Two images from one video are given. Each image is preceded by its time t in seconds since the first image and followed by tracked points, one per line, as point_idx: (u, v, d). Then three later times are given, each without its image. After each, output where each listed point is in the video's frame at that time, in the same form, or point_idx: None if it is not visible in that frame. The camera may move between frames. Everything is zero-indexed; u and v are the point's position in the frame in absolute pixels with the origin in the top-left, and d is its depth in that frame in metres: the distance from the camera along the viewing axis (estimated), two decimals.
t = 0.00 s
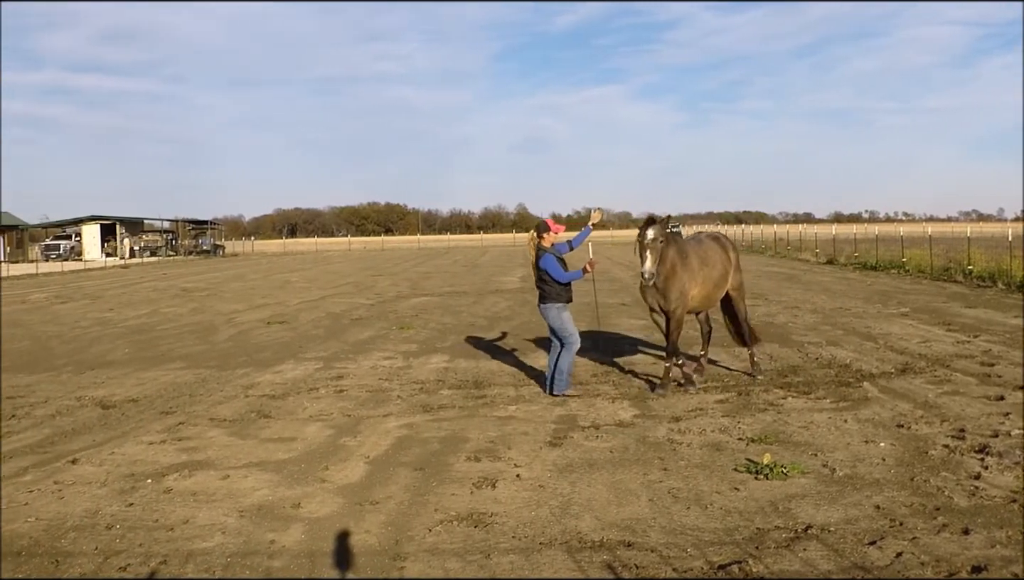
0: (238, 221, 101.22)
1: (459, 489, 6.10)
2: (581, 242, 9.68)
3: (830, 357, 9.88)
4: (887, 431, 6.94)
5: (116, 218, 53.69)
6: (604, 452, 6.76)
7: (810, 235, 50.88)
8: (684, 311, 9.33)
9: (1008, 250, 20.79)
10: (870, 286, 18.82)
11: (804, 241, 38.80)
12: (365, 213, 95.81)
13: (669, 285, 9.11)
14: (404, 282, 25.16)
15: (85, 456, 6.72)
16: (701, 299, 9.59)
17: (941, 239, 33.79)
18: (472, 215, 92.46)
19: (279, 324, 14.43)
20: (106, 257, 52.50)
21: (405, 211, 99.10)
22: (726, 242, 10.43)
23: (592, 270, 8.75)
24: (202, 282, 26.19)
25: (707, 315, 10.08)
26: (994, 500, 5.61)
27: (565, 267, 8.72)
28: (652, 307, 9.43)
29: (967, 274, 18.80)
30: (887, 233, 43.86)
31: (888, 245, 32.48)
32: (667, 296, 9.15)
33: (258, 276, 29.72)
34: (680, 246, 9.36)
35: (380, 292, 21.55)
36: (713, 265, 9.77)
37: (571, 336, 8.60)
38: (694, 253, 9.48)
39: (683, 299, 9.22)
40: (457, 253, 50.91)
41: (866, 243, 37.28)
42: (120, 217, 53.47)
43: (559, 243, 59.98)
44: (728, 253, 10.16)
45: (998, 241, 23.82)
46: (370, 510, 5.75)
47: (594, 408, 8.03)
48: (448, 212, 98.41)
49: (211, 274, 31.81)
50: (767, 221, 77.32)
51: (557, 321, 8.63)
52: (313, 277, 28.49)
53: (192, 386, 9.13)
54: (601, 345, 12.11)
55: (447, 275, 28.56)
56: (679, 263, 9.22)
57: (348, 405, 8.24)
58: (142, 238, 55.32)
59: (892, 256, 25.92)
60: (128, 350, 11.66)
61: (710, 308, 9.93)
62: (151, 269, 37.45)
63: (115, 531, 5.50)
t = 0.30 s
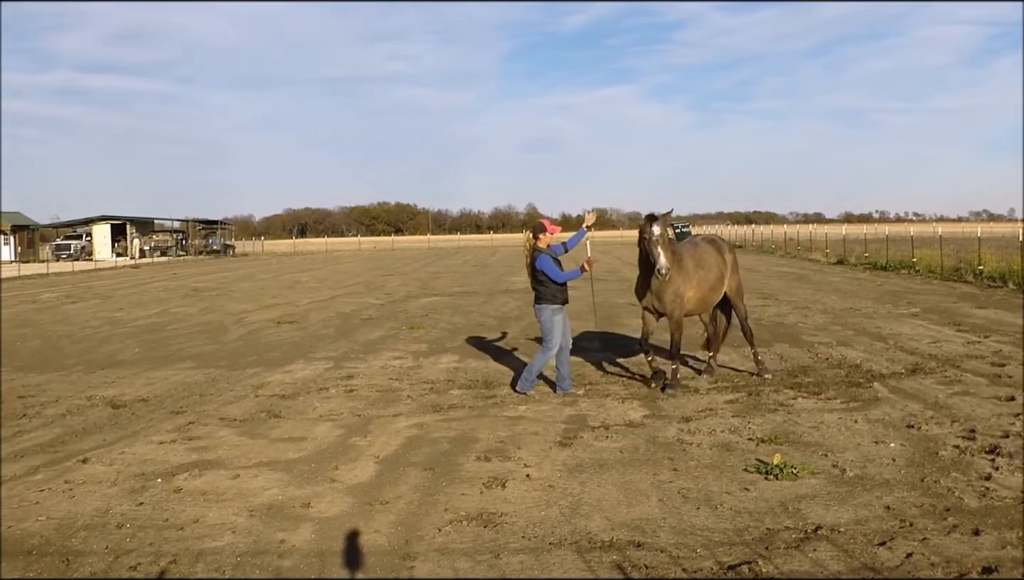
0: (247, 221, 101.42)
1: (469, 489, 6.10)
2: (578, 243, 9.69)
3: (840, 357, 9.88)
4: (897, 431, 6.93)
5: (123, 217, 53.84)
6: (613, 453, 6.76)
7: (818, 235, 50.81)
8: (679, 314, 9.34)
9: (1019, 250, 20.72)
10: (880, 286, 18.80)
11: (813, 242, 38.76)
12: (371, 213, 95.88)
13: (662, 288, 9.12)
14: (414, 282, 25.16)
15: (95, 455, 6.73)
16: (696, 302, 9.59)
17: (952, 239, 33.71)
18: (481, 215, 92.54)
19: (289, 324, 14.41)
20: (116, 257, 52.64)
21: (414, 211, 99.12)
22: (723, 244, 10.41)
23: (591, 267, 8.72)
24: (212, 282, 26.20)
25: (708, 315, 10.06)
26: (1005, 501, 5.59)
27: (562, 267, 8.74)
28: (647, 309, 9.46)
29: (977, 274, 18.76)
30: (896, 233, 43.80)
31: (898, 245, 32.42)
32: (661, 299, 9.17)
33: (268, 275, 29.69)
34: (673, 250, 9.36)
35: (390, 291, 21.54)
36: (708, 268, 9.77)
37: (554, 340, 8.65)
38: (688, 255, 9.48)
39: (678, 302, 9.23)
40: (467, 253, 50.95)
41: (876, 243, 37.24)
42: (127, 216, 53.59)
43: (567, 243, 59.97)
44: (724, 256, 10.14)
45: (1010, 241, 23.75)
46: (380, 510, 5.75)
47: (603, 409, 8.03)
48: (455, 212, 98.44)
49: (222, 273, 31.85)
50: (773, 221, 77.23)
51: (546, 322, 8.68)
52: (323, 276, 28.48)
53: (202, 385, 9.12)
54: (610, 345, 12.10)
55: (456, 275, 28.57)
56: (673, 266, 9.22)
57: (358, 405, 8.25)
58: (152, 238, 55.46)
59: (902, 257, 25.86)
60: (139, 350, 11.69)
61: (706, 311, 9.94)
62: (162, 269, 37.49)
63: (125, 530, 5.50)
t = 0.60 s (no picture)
0: (253, 221, 101.53)
1: (475, 489, 6.10)
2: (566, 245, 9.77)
3: (846, 357, 9.88)
4: (904, 431, 6.92)
5: (129, 218, 53.95)
6: (619, 453, 6.76)
7: (825, 235, 50.75)
8: (671, 315, 9.37)
9: None
10: (886, 286, 18.80)
11: (820, 242, 38.72)
12: (375, 213, 95.93)
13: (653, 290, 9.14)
14: (421, 282, 25.15)
15: (101, 454, 6.74)
16: (688, 303, 9.63)
17: (959, 239, 33.68)
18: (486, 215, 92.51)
19: (295, 324, 14.41)
20: (123, 257, 52.69)
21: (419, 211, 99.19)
22: (717, 245, 10.41)
23: (578, 270, 8.79)
24: (219, 282, 26.21)
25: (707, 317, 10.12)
26: (1011, 502, 5.58)
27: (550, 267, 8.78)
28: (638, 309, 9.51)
29: (984, 274, 18.75)
30: (903, 233, 43.77)
31: (905, 245, 32.36)
32: (652, 300, 9.19)
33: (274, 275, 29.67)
34: (665, 250, 9.40)
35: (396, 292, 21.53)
36: (701, 269, 9.79)
37: (542, 340, 8.67)
38: (680, 256, 9.51)
39: (668, 303, 9.27)
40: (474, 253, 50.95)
41: (883, 243, 37.21)
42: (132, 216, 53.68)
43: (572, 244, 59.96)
44: (718, 257, 10.15)
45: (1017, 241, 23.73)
46: (386, 510, 5.75)
47: (609, 409, 8.02)
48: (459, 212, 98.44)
49: (228, 273, 31.87)
50: (778, 222, 77.17)
51: (534, 321, 8.70)
52: (329, 276, 28.49)
53: (209, 385, 9.12)
54: (616, 345, 12.09)
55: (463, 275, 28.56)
56: (664, 267, 9.26)
57: (364, 405, 8.25)
58: (158, 238, 55.53)
59: (909, 257, 25.83)
60: (146, 350, 11.72)
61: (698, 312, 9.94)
62: (169, 269, 37.51)
63: (132, 530, 5.51)
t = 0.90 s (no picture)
0: (260, 221, 101.63)
1: (482, 489, 6.10)
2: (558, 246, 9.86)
3: (854, 357, 9.87)
4: (911, 432, 6.91)
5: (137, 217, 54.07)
6: (627, 452, 6.75)
7: (832, 234, 50.70)
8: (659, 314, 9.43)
9: None
10: (894, 286, 18.80)
11: (826, 242, 38.69)
12: (379, 214, 95.95)
13: (642, 291, 9.18)
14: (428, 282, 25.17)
15: (109, 454, 6.75)
16: (677, 302, 9.66)
17: (967, 239, 33.65)
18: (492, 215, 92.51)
19: (303, 324, 14.40)
20: (130, 257, 52.73)
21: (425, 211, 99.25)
22: (710, 243, 10.38)
23: (569, 270, 8.83)
24: (227, 282, 26.22)
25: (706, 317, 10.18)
26: (1020, 502, 5.57)
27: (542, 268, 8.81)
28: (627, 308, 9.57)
29: (991, 274, 18.75)
30: (910, 233, 43.73)
31: (912, 246, 32.30)
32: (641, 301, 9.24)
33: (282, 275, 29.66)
34: (655, 251, 9.38)
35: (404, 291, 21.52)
36: (690, 269, 9.79)
37: (543, 338, 8.76)
38: (670, 257, 9.51)
39: (657, 304, 9.31)
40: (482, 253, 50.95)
41: (891, 243, 37.19)
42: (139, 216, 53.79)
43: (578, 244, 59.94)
44: (710, 256, 10.13)
45: None
46: (394, 509, 5.76)
47: (617, 409, 8.02)
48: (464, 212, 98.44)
49: (236, 273, 31.89)
50: (783, 222, 77.16)
51: (531, 322, 8.74)
52: (337, 276, 28.51)
53: (216, 385, 9.11)
54: (622, 345, 12.09)
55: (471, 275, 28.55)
56: (653, 268, 9.27)
57: (371, 405, 8.26)
58: (167, 238, 55.58)
59: (916, 257, 25.82)
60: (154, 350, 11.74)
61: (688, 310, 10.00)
62: (177, 269, 37.51)
63: (139, 529, 5.52)
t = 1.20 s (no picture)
0: (271, 221, 101.90)
1: (494, 489, 6.10)
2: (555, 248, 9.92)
3: (866, 358, 9.85)
4: (924, 432, 6.90)
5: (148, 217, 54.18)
6: (639, 453, 6.75)
7: (844, 234, 50.58)
8: (658, 316, 9.42)
9: None
10: (907, 286, 18.74)
11: (838, 242, 38.64)
12: (386, 214, 96.06)
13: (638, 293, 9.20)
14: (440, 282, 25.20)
15: (122, 453, 6.77)
16: (677, 304, 9.64)
17: (981, 239, 33.55)
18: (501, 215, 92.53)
19: (315, 324, 14.40)
20: (143, 257, 52.89)
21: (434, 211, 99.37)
22: (709, 245, 10.36)
23: (565, 273, 8.86)
24: (240, 281, 26.30)
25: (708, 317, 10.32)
26: None
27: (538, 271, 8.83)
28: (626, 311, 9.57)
29: (1005, 275, 18.68)
30: (922, 234, 43.60)
31: (925, 246, 32.24)
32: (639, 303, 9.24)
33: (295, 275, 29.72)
34: (651, 253, 9.38)
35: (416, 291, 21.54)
36: (689, 270, 9.76)
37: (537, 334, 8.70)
38: (666, 258, 9.50)
39: (655, 306, 9.30)
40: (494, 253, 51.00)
41: (904, 243, 37.09)
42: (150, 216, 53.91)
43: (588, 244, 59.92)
44: (708, 257, 10.10)
45: None
46: (406, 509, 5.76)
47: (629, 409, 8.02)
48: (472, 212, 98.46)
49: (249, 273, 31.96)
50: (792, 223, 77.05)
51: (528, 323, 8.73)
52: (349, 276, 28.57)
53: (229, 384, 9.11)
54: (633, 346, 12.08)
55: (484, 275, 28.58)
56: (649, 269, 9.26)
57: (384, 405, 8.27)
58: (179, 238, 55.76)
59: (931, 257, 25.73)
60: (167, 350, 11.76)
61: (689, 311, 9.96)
62: (190, 268, 37.60)
63: (152, 528, 5.53)
